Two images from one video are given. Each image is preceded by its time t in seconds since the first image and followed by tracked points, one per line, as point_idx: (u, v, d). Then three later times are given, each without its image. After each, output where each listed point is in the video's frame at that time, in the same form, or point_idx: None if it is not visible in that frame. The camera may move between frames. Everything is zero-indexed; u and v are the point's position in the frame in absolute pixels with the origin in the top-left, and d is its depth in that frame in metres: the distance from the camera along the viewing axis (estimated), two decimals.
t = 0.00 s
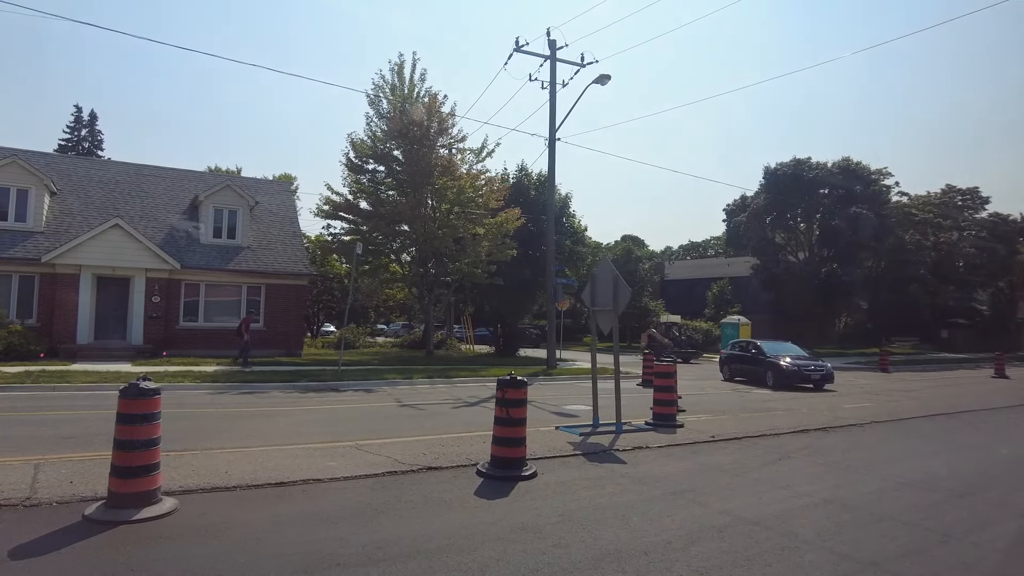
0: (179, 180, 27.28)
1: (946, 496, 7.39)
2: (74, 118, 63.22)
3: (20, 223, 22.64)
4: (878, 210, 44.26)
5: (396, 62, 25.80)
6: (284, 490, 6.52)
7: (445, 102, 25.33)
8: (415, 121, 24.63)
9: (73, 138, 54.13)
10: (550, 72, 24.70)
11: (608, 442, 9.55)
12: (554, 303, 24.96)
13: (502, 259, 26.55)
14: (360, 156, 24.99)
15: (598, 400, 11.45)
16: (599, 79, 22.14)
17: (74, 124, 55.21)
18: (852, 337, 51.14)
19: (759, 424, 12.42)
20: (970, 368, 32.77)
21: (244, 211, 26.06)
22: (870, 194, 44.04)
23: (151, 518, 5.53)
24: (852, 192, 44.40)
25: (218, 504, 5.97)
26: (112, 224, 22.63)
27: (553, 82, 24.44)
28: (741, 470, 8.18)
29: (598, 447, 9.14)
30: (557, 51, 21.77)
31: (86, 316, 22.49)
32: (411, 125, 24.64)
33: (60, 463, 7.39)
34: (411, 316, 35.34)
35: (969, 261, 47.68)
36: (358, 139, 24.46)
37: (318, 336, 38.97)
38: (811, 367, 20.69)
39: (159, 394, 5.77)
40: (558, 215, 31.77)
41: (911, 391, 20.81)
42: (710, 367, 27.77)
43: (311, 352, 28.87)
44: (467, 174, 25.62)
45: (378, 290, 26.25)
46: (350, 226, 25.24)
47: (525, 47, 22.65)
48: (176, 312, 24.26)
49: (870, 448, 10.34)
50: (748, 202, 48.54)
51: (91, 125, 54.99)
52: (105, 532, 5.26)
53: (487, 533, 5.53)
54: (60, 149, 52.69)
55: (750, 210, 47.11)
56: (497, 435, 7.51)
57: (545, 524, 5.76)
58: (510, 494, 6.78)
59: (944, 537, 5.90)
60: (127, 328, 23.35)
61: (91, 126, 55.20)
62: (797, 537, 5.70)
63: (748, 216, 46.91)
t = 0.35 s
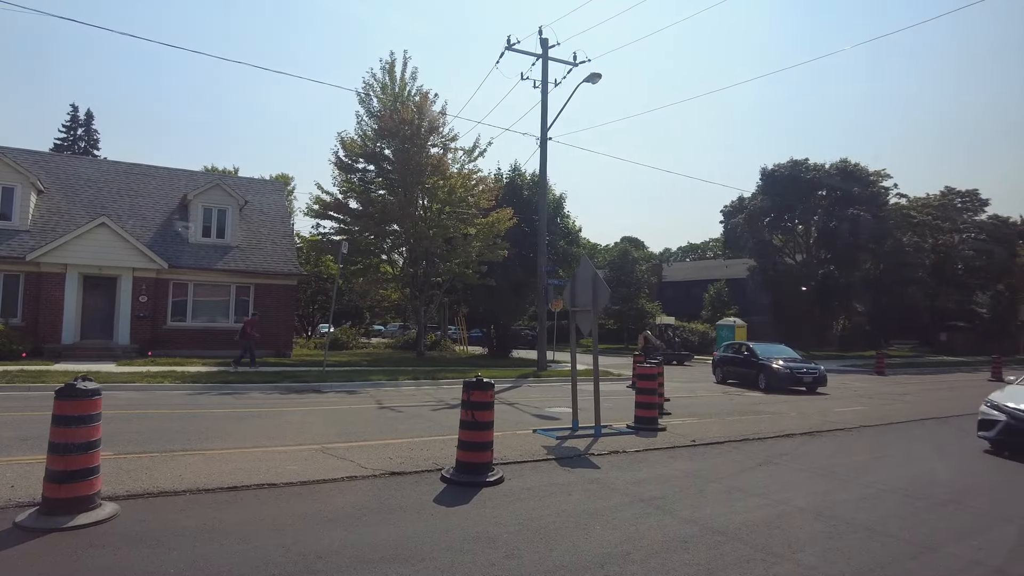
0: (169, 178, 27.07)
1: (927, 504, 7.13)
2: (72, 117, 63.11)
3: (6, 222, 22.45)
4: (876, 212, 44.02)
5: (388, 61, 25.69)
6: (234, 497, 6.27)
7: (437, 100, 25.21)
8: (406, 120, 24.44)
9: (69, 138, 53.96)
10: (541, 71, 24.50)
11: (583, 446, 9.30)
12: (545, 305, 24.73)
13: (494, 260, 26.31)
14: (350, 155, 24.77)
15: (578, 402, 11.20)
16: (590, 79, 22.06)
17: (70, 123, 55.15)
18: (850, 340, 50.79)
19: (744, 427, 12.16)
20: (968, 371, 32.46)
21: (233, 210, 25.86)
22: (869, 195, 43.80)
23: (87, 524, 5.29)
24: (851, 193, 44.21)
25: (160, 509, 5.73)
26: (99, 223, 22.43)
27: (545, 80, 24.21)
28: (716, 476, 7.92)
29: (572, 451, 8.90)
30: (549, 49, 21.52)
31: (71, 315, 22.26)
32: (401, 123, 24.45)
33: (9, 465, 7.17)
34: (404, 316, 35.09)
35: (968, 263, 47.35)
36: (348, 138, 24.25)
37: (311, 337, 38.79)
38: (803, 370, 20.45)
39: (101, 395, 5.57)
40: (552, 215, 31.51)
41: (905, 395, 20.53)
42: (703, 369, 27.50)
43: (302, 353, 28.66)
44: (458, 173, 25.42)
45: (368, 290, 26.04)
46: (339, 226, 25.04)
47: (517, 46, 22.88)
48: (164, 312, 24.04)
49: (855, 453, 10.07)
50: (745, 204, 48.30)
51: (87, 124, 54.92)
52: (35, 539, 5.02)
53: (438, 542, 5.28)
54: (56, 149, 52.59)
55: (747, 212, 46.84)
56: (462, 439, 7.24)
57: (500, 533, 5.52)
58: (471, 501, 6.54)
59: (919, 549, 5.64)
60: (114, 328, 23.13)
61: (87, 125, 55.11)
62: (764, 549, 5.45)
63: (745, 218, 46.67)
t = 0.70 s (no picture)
0: (160, 177, 26.87)
1: (909, 511, 6.91)
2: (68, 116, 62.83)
3: None
4: (875, 212, 43.76)
5: (381, 59, 25.55)
6: (190, 500, 6.07)
7: (430, 99, 25.02)
8: (398, 119, 24.21)
9: (66, 138, 53.89)
10: (535, 70, 24.30)
11: (563, 449, 9.08)
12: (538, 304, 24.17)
13: (487, 260, 26.19)
14: (341, 153, 24.54)
15: (561, 404, 11.00)
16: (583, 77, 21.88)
17: (68, 122, 55.07)
18: (850, 342, 50.57)
19: (732, 430, 11.95)
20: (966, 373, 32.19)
21: (224, 209, 25.69)
22: (868, 196, 43.56)
23: (29, 529, 5.09)
24: (850, 194, 43.98)
25: (111, 514, 5.53)
26: (89, 221, 22.26)
27: (538, 79, 23.96)
28: (694, 479, 7.72)
29: (550, 454, 8.68)
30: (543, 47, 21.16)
31: (60, 315, 22.05)
32: (394, 122, 24.30)
33: None
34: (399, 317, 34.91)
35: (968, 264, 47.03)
36: (340, 137, 24.03)
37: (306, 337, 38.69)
38: (797, 371, 20.24)
39: (47, 395, 5.38)
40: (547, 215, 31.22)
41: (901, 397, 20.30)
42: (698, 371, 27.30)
43: (294, 353, 28.46)
44: (451, 172, 25.27)
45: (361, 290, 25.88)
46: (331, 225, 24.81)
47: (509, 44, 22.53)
48: (155, 311, 23.90)
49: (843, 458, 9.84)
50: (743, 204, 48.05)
51: (85, 122, 54.82)
52: None
53: (393, 550, 5.07)
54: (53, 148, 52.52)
55: (745, 212, 46.60)
56: (432, 442, 7.02)
57: (460, 541, 5.32)
58: (437, 506, 6.33)
59: (897, 559, 5.42)
60: (103, 328, 22.97)
61: (85, 125, 55.07)
62: (734, 558, 5.24)
63: (744, 218, 46.40)
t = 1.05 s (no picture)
0: (153, 176, 26.71)
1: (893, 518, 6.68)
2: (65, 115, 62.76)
3: None
4: (875, 212, 43.49)
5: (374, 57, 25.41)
6: (147, 504, 5.89)
7: (423, 97, 24.82)
8: (391, 117, 24.03)
9: (64, 137, 53.90)
10: (529, 68, 24.07)
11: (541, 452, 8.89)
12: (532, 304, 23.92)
13: (480, 259, 26.09)
14: (334, 152, 24.35)
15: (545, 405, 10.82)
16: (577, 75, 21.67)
17: (66, 121, 55.05)
18: (850, 343, 50.32)
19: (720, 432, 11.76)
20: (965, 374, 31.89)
21: (217, 208, 25.53)
22: (866, 196, 43.26)
23: None
24: (849, 193, 43.74)
25: (60, 519, 5.36)
26: (79, 220, 22.12)
27: (532, 77, 23.77)
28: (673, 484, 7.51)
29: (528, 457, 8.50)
30: (536, 45, 20.98)
31: (49, 314, 21.94)
32: (386, 120, 24.13)
33: None
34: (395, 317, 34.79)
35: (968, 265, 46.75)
36: (331, 135, 23.88)
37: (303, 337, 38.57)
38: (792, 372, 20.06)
39: None
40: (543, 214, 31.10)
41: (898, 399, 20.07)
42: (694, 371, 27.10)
43: (289, 353, 28.35)
44: (445, 171, 25.14)
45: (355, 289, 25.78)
46: (323, 225, 24.66)
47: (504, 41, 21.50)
48: (146, 311, 23.71)
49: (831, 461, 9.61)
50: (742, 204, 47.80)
51: (83, 122, 54.78)
52: None
53: (346, 557, 4.89)
54: (51, 148, 52.54)
55: (744, 212, 46.33)
56: (402, 445, 6.84)
57: (417, 550, 5.12)
58: (402, 511, 6.14)
59: (873, 567, 5.23)
60: (94, 327, 22.81)
61: (83, 125, 55.07)
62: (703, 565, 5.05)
63: (742, 218, 46.15)
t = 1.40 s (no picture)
0: (146, 174, 26.53)
1: (877, 522, 6.43)
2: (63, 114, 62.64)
3: None
4: (875, 210, 43.22)
5: (367, 54, 25.27)
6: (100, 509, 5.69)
7: (416, 94, 24.65)
8: (384, 115, 23.91)
9: (63, 136, 53.77)
10: (522, 65, 23.90)
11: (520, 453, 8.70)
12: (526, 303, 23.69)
13: (474, 258, 25.98)
14: (327, 150, 24.22)
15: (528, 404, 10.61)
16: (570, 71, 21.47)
17: (64, 121, 54.96)
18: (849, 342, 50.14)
19: (710, 432, 11.53)
20: (965, 373, 31.62)
21: (210, 206, 25.38)
22: (865, 194, 42.93)
23: None
24: (849, 192, 43.49)
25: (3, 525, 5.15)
26: (69, 218, 21.95)
27: (526, 74, 23.56)
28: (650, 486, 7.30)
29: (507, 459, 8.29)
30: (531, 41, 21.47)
31: (40, 313, 21.83)
32: (379, 118, 23.98)
33: None
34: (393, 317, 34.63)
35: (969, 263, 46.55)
36: (324, 133, 23.75)
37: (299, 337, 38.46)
38: (787, 371, 19.84)
39: None
40: (540, 213, 30.90)
41: (894, 398, 19.85)
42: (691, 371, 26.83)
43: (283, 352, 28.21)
44: (439, 169, 25.02)
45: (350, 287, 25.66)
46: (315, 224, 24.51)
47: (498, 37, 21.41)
48: (138, 309, 23.58)
49: (820, 461, 9.38)
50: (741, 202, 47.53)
51: (81, 122, 54.68)
52: None
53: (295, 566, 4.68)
54: (50, 148, 52.45)
55: (743, 211, 46.04)
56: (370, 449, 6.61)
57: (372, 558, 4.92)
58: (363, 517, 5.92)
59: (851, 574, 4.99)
60: (85, 326, 22.67)
61: (81, 124, 54.94)
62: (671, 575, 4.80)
63: (740, 216, 45.89)
